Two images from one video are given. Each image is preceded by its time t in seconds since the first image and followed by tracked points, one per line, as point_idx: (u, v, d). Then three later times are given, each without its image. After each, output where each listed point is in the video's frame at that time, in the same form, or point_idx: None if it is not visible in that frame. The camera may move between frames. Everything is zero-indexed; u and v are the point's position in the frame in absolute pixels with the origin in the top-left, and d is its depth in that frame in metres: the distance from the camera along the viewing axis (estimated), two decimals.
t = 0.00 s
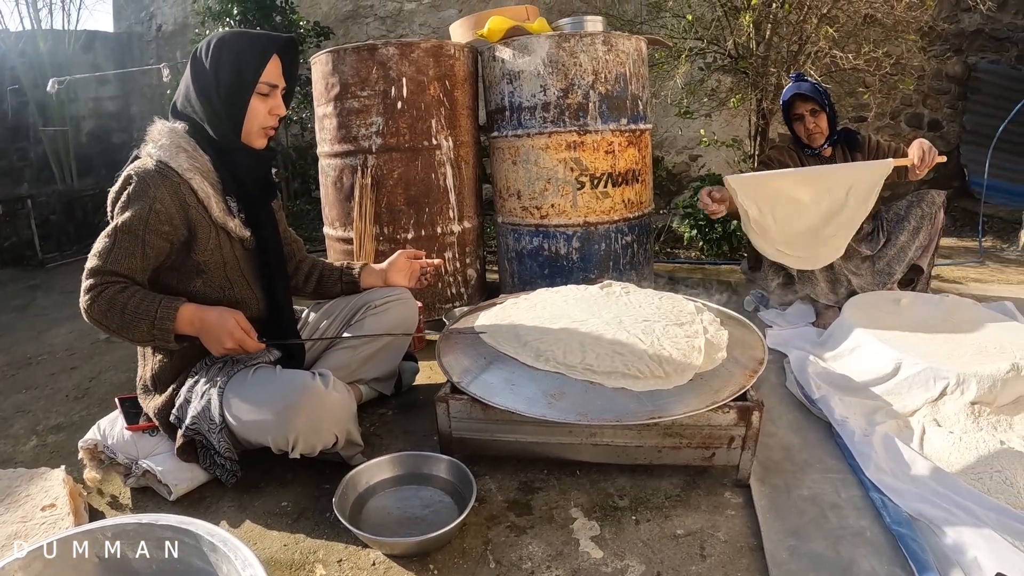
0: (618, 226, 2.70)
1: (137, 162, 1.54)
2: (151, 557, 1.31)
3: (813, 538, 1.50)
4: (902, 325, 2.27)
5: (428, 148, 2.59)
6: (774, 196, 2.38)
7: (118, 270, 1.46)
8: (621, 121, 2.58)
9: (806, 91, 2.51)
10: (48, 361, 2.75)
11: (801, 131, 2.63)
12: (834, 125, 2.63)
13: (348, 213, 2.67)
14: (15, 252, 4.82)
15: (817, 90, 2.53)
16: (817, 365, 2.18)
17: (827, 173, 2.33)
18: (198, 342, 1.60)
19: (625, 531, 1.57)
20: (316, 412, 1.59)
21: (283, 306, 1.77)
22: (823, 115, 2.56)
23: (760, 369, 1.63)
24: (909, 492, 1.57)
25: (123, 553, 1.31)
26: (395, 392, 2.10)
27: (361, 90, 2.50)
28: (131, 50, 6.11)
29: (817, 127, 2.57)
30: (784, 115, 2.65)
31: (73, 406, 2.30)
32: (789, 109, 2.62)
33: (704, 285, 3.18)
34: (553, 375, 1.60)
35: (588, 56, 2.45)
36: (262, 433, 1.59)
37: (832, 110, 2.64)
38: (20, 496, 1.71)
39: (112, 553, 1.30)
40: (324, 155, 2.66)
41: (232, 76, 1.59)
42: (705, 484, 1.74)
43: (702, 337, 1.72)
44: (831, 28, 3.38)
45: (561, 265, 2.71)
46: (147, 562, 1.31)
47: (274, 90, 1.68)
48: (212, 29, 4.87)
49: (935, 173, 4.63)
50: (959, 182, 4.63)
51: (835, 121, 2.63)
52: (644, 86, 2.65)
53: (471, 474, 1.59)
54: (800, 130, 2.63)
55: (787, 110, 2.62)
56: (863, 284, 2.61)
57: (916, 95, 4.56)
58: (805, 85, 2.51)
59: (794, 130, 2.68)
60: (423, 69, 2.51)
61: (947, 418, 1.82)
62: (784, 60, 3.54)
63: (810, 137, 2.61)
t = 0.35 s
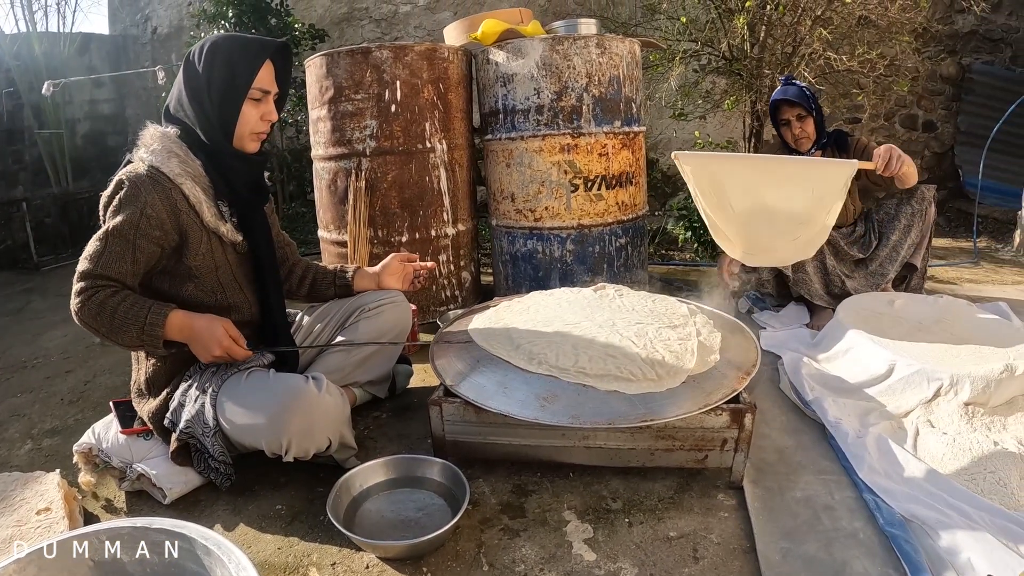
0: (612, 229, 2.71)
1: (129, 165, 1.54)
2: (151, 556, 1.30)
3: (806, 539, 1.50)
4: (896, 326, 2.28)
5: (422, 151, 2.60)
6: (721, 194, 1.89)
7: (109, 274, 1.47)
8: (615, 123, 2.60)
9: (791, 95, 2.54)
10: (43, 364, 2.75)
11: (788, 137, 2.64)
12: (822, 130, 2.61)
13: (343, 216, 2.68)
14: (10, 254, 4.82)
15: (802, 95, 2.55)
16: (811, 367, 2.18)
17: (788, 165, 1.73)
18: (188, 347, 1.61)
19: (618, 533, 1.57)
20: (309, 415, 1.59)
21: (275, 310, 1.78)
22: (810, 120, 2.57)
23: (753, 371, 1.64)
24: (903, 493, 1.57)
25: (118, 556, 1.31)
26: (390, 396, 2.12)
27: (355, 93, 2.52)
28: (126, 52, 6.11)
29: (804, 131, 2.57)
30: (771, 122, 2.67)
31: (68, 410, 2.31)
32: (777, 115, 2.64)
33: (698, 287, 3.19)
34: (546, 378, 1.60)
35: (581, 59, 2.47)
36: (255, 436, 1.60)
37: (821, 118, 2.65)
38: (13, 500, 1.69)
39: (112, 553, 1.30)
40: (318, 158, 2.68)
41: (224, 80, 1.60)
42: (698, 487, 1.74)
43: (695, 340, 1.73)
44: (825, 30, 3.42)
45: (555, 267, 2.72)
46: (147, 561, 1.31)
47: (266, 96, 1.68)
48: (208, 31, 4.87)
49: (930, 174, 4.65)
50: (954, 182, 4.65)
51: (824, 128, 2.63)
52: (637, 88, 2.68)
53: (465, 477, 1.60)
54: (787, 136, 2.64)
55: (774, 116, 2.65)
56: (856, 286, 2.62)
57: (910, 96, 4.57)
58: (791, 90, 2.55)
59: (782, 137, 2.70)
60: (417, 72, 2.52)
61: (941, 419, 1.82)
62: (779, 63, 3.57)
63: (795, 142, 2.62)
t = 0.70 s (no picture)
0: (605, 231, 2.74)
1: (122, 169, 1.55)
2: (152, 555, 1.30)
3: (798, 541, 1.51)
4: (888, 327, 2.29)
5: (416, 154, 2.61)
6: (628, 186, 1.94)
7: (100, 277, 1.48)
8: (609, 126, 2.63)
9: (771, 100, 2.54)
10: (37, 368, 2.76)
11: (767, 139, 2.63)
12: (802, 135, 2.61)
13: (337, 219, 2.69)
14: (6, 257, 4.82)
15: (781, 99, 2.54)
16: (804, 369, 2.19)
17: (704, 165, 1.85)
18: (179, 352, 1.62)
19: (610, 535, 1.58)
20: (301, 418, 1.60)
21: (268, 313, 1.79)
22: (789, 124, 2.56)
23: (745, 374, 1.64)
24: (895, 495, 1.58)
25: (113, 560, 1.31)
26: (383, 399, 2.14)
27: (349, 96, 2.53)
28: (123, 55, 6.11)
29: (783, 135, 2.56)
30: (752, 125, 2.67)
31: (63, 413, 2.31)
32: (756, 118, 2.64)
33: (691, 290, 3.20)
34: (537, 381, 1.61)
35: (574, 62, 2.50)
36: (248, 440, 1.61)
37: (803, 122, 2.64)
38: (7, 503, 1.70)
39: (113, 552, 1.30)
40: (313, 161, 2.68)
41: (218, 86, 1.60)
42: (690, 489, 1.75)
43: (686, 343, 1.73)
44: (819, 32, 3.44)
45: (549, 270, 2.74)
46: (147, 560, 1.31)
47: (260, 101, 1.69)
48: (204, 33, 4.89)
49: (924, 174, 4.67)
50: (949, 183, 4.66)
51: (806, 132, 2.62)
52: (630, 91, 2.71)
53: (457, 480, 1.60)
54: (767, 139, 2.63)
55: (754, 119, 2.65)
56: (849, 288, 2.63)
57: (905, 98, 4.59)
58: (771, 94, 2.55)
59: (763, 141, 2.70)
60: (411, 75, 2.54)
61: (934, 421, 1.83)
62: (774, 64, 3.59)
63: (774, 147, 2.63)
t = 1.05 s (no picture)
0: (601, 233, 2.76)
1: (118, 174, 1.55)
2: (151, 557, 1.30)
3: (794, 543, 1.51)
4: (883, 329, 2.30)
5: (412, 157, 2.61)
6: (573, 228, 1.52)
7: (97, 282, 1.48)
8: (604, 128, 2.65)
9: (756, 108, 2.52)
10: (34, 371, 2.76)
11: (751, 147, 2.63)
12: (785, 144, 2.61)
13: (334, 221, 2.70)
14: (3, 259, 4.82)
15: (767, 108, 2.52)
16: (800, 371, 2.20)
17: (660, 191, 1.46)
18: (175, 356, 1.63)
19: (606, 537, 1.58)
20: (298, 422, 1.61)
21: (265, 317, 1.80)
22: (775, 133, 2.56)
23: (740, 376, 1.65)
24: (890, 496, 1.58)
25: (111, 563, 1.31)
26: (380, 401, 2.15)
27: (345, 99, 2.53)
28: (119, 57, 6.11)
29: (767, 145, 2.57)
30: (738, 129, 2.66)
31: (60, 416, 2.32)
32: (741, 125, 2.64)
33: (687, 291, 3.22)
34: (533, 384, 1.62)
35: (570, 65, 2.52)
36: (245, 443, 1.61)
37: (789, 126, 2.63)
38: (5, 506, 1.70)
39: (112, 552, 1.30)
40: (309, 164, 2.69)
41: (212, 90, 1.61)
42: (686, 491, 1.75)
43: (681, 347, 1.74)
44: (814, 34, 3.46)
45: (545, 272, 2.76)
46: (146, 562, 1.31)
47: (255, 105, 1.69)
48: (201, 35, 4.89)
49: (920, 175, 4.69)
50: (945, 184, 4.67)
51: (790, 141, 2.62)
52: (626, 94, 2.72)
53: (454, 482, 1.61)
54: (750, 147, 2.64)
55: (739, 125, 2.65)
56: (844, 290, 2.65)
57: (900, 99, 4.61)
58: (758, 100, 2.53)
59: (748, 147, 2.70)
60: (407, 78, 2.54)
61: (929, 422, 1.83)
62: (770, 66, 3.61)
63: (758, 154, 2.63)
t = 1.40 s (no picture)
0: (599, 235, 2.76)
1: (115, 177, 1.55)
2: (150, 559, 1.29)
3: (792, 544, 1.51)
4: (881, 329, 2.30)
5: (409, 159, 2.61)
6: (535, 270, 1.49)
7: (95, 286, 1.48)
8: (601, 130, 2.65)
9: (751, 115, 2.50)
10: (30, 373, 2.75)
11: (744, 155, 2.62)
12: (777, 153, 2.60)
13: (331, 223, 2.69)
14: None
15: (763, 115, 2.50)
16: (798, 372, 2.20)
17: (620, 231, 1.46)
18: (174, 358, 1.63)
19: (604, 539, 1.58)
20: (295, 424, 1.61)
21: (262, 320, 1.79)
22: (769, 142, 2.56)
23: (737, 378, 1.65)
24: (888, 497, 1.58)
25: (108, 566, 1.31)
26: (378, 404, 2.15)
27: (342, 101, 2.53)
28: (115, 59, 6.10)
29: (761, 154, 2.56)
30: (731, 134, 2.65)
31: (57, 419, 2.31)
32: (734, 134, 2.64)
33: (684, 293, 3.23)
34: (531, 387, 1.61)
35: (567, 67, 2.52)
36: (243, 446, 1.61)
37: (784, 133, 2.61)
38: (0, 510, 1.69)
39: (112, 552, 1.30)
40: (306, 166, 2.69)
41: (208, 92, 1.61)
42: (684, 493, 1.75)
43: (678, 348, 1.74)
44: (811, 36, 3.47)
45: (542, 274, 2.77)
46: (144, 565, 1.30)
47: (251, 107, 1.69)
48: (198, 37, 4.89)
49: (917, 177, 4.70)
50: (942, 185, 4.68)
51: (783, 150, 2.61)
52: (623, 96, 2.73)
53: (451, 485, 1.61)
54: (743, 155, 2.64)
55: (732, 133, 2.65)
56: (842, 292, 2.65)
57: (898, 100, 4.59)
58: (752, 107, 2.50)
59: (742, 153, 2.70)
60: (404, 80, 2.54)
61: (927, 422, 1.83)
62: (766, 68, 3.62)
63: (750, 162, 2.62)
